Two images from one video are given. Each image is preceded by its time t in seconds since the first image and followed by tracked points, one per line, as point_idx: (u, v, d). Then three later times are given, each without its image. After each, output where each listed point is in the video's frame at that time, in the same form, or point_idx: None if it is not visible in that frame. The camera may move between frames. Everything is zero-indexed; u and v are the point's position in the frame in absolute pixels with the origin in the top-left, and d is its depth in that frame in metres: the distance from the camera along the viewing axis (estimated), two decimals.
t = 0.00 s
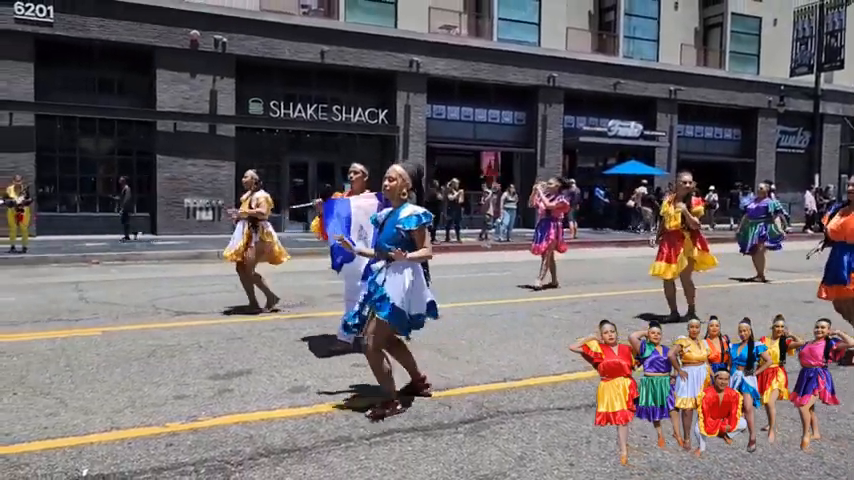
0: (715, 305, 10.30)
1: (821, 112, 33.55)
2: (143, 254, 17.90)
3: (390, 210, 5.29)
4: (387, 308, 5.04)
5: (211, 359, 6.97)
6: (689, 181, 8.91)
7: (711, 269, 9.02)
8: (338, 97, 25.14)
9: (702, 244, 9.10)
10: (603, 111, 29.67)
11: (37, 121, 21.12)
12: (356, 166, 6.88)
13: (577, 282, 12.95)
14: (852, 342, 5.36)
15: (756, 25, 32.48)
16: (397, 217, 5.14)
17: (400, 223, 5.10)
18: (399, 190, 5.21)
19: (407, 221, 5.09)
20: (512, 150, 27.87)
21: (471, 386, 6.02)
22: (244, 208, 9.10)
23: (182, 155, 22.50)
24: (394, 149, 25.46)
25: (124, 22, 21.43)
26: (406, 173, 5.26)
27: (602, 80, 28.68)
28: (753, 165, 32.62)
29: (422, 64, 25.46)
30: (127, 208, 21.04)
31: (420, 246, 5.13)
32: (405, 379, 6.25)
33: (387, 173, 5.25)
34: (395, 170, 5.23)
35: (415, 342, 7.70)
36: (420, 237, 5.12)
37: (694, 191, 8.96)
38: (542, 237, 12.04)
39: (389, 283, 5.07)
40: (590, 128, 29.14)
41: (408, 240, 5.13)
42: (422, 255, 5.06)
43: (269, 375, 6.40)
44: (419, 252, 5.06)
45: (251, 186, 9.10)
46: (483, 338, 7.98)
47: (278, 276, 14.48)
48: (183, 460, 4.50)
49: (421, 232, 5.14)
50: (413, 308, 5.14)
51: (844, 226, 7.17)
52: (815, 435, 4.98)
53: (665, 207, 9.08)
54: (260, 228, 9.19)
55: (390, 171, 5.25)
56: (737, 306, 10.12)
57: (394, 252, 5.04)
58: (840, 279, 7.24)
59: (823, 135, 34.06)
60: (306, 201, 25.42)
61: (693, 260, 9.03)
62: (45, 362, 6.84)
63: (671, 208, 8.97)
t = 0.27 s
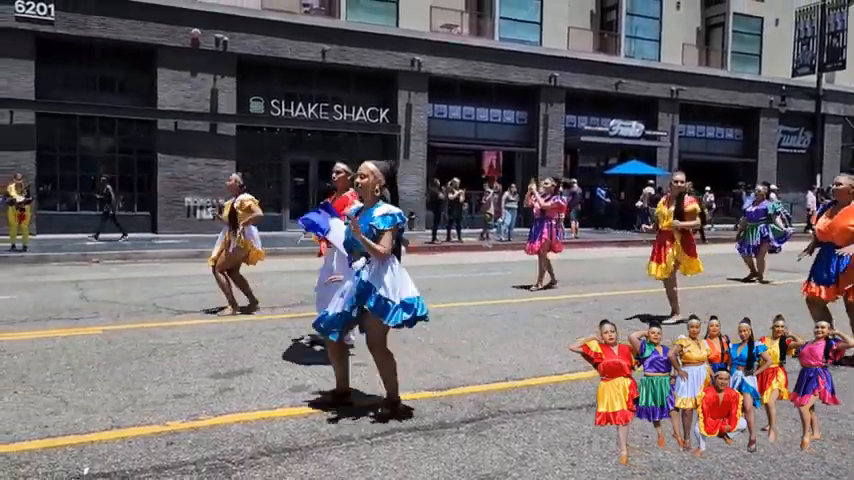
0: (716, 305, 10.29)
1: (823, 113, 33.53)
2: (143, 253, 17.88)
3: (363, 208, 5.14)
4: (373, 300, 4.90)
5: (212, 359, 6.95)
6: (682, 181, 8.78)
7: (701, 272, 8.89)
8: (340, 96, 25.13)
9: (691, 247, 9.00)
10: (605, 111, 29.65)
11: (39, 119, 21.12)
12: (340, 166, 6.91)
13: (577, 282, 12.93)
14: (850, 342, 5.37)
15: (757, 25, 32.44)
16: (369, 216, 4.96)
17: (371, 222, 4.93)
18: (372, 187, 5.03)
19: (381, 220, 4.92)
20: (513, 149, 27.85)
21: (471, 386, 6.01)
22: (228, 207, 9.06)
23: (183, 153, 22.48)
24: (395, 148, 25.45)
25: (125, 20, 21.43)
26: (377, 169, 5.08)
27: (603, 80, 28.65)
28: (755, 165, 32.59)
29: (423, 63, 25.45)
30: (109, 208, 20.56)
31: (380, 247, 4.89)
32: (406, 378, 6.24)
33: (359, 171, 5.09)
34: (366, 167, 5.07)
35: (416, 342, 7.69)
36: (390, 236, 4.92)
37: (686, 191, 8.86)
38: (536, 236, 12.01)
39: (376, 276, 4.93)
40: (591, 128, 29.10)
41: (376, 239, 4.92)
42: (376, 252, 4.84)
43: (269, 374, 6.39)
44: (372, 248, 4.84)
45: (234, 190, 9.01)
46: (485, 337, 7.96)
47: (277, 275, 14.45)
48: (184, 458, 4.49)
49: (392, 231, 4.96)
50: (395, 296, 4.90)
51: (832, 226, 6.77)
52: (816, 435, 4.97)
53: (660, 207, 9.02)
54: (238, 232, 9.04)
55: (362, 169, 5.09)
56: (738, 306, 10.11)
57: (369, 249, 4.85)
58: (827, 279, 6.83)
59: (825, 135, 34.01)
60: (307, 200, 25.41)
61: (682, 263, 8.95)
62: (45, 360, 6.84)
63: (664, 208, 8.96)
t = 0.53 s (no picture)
0: (715, 304, 10.30)
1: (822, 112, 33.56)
2: (143, 251, 17.86)
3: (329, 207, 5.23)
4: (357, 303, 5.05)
5: (211, 357, 6.95)
6: (673, 179, 8.85)
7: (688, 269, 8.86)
8: (339, 94, 25.11)
9: (685, 244, 8.91)
10: (604, 109, 29.64)
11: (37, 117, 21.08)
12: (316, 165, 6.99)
13: (576, 280, 12.94)
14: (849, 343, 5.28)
15: (757, 24, 32.43)
16: (337, 215, 5.07)
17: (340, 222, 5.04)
18: (336, 185, 5.17)
19: (347, 219, 5.04)
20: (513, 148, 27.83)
21: (471, 384, 6.01)
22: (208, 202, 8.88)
23: (183, 151, 22.45)
24: (394, 146, 25.43)
25: (124, 18, 21.38)
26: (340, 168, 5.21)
27: (603, 78, 28.64)
28: (754, 164, 32.59)
29: (423, 61, 25.43)
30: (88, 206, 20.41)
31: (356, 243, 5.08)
32: (406, 377, 6.25)
33: (323, 169, 5.21)
34: (330, 166, 5.18)
35: (415, 341, 7.69)
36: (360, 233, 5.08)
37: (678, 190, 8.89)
38: (529, 235, 11.92)
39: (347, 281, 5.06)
40: (591, 127, 29.08)
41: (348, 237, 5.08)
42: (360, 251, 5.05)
43: (269, 373, 6.39)
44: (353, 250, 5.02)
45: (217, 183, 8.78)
46: (484, 335, 7.97)
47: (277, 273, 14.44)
48: (184, 456, 4.49)
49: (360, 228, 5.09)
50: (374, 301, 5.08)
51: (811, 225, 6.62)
52: (816, 435, 4.96)
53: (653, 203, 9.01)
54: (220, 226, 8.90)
55: (326, 167, 5.20)
56: (738, 305, 10.12)
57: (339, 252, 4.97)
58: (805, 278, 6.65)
59: (824, 134, 34.03)
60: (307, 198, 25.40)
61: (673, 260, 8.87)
62: (44, 358, 6.82)
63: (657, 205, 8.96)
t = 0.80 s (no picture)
0: (714, 301, 10.31)
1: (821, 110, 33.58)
2: (141, 249, 17.85)
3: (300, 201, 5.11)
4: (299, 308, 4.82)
5: (210, 354, 6.95)
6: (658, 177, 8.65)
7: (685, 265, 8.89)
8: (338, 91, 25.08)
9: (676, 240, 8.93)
10: (604, 107, 29.65)
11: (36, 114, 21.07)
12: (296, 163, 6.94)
13: (576, 278, 12.96)
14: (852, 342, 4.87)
15: (756, 21, 32.42)
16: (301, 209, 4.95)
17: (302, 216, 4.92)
18: (303, 179, 5.03)
19: (309, 212, 4.90)
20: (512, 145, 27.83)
21: (470, 381, 6.00)
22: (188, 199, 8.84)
23: (181, 149, 22.41)
24: (393, 144, 25.41)
25: (122, 15, 21.34)
26: (310, 161, 5.08)
27: (602, 76, 28.62)
28: (753, 162, 32.61)
29: (422, 58, 25.39)
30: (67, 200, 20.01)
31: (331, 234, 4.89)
32: (405, 374, 6.25)
33: (291, 162, 5.10)
34: (299, 160, 5.07)
35: (414, 338, 7.69)
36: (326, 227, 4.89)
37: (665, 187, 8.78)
38: (522, 234, 11.91)
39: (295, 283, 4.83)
40: (590, 124, 29.06)
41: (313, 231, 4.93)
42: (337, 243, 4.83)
43: (268, 370, 6.38)
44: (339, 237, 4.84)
45: (197, 178, 8.79)
46: (483, 332, 7.98)
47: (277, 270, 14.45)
48: (183, 453, 4.49)
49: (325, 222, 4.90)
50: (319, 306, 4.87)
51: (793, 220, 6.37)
52: (815, 435, 4.94)
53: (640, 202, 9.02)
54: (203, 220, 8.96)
55: (294, 161, 5.09)
56: (737, 302, 10.13)
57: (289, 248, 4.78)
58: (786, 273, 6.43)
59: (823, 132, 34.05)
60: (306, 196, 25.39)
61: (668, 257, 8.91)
62: (43, 355, 6.83)
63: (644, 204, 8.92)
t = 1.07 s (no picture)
0: (712, 298, 10.33)
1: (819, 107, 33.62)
2: (139, 246, 17.82)
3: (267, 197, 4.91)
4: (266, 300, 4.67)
5: (208, 351, 6.95)
6: (643, 173, 8.67)
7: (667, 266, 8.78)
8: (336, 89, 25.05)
9: (661, 240, 8.85)
10: (602, 104, 29.65)
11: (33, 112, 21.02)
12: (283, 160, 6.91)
13: (573, 275, 12.97)
14: (852, 343, 4.85)
15: (754, 19, 32.44)
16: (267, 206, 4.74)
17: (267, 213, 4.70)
18: (274, 175, 4.83)
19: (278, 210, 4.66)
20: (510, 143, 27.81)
21: (467, 378, 6.01)
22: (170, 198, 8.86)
23: (179, 146, 22.37)
24: (391, 141, 25.39)
25: (120, 12, 21.29)
26: (279, 156, 4.87)
27: (600, 73, 28.62)
28: (751, 159, 32.65)
29: (420, 56, 25.37)
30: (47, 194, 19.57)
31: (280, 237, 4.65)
32: (403, 371, 6.26)
33: (260, 157, 4.87)
34: (267, 154, 4.86)
35: (412, 335, 7.70)
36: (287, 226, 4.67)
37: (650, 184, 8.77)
38: (511, 231, 11.89)
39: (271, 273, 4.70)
40: (588, 122, 29.06)
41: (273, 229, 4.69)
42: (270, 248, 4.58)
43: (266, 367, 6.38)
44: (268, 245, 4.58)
45: (178, 178, 8.88)
46: (481, 330, 7.98)
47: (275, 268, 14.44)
48: (181, 450, 4.49)
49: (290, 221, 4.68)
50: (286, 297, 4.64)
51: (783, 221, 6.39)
52: (816, 435, 4.87)
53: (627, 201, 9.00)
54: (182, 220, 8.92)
55: (263, 155, 4.87)
56: (734, 300, 10.15)
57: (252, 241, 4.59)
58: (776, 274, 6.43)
59: (820, 129, 34.09)
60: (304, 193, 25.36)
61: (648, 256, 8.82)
62: (40, 352, 6.82)
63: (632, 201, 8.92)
